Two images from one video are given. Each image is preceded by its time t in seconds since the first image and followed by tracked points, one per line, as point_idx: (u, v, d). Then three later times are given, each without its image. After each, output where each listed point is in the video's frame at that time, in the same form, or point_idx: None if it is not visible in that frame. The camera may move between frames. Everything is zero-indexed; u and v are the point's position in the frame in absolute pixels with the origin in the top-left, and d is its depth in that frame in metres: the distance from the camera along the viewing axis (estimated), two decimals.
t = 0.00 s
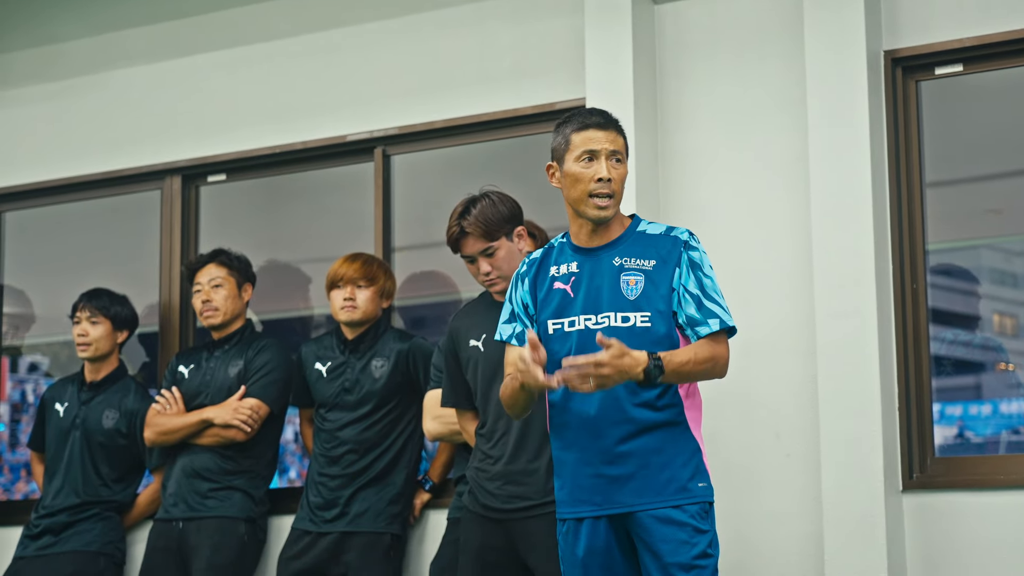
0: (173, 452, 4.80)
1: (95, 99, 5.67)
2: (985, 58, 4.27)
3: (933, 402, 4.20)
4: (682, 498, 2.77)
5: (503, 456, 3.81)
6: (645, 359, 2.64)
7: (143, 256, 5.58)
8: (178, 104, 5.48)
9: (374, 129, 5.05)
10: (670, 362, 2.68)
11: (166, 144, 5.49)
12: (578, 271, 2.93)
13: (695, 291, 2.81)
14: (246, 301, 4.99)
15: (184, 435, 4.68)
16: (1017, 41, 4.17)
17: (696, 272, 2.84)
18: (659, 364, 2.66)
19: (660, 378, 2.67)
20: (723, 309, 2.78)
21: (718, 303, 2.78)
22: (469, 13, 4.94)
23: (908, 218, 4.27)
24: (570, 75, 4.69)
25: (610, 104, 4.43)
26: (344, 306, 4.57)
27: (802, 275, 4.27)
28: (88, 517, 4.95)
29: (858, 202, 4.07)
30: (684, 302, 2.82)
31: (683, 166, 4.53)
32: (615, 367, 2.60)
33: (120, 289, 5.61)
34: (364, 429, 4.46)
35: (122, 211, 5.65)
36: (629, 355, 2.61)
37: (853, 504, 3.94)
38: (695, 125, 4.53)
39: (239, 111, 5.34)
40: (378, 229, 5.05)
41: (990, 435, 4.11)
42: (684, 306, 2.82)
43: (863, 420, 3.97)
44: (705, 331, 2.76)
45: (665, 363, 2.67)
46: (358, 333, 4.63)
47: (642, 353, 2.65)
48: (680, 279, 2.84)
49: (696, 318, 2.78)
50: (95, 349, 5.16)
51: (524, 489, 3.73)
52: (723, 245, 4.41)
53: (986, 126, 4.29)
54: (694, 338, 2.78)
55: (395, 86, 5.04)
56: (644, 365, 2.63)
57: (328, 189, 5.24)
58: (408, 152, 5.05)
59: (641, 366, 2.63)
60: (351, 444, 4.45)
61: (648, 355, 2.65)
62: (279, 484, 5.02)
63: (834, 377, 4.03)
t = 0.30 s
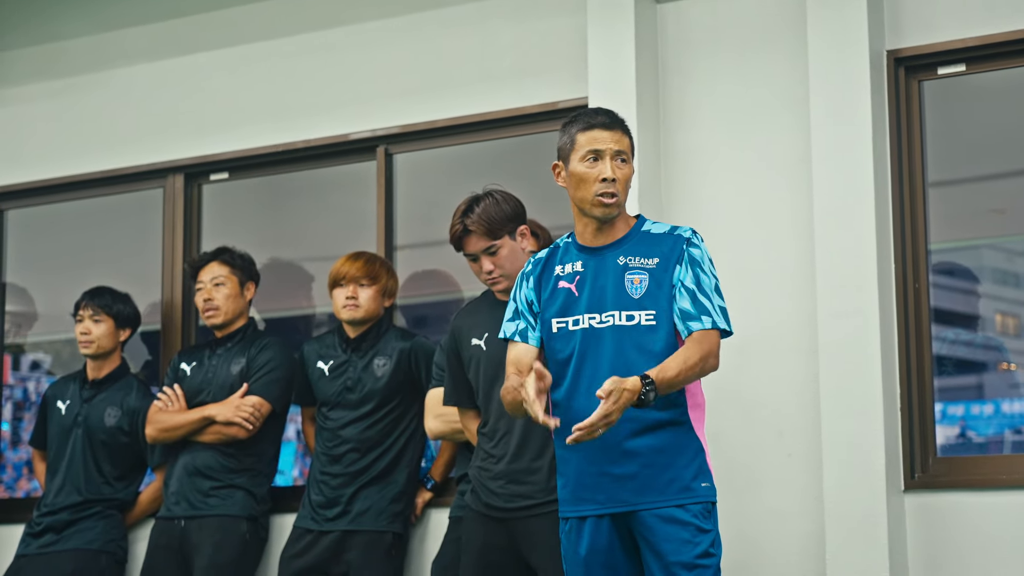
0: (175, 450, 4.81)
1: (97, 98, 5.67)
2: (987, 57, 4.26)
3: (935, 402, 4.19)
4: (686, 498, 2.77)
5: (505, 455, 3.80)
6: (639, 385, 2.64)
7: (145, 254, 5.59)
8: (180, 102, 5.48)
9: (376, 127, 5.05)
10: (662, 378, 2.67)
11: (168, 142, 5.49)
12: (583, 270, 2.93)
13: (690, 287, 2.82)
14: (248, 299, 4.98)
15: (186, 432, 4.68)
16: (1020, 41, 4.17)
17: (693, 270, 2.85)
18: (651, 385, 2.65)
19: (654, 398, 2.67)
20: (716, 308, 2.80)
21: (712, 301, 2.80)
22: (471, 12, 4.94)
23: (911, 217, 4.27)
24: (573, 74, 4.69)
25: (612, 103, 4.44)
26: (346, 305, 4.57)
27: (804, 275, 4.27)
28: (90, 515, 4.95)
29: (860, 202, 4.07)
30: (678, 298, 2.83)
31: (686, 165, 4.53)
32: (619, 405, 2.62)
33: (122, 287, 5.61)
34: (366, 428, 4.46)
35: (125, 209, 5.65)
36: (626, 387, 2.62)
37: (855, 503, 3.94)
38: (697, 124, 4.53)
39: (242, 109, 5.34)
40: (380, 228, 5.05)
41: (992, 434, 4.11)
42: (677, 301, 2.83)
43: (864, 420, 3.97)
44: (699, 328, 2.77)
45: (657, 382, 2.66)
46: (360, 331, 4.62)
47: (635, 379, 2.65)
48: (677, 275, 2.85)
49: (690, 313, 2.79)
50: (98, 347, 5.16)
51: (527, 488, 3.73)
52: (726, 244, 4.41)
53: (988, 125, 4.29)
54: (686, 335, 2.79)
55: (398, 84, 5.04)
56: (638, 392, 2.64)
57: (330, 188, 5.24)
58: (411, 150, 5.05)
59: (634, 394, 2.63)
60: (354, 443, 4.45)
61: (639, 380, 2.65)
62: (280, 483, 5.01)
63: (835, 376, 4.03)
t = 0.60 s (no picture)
0: (177, 449, 4.81)
1: (99, 97, 5.67)
2: (989, 57, 4.26)
3: (937, 401, 4.19)
4: (687, 498, 2.78)
5: (508, 454, 3.80)
6: (659, 391, 2.70)
7: (147, 253, 5.59)
8: (181, 101, 5.48)
9: (378, 127, 5.05)
10: (685, 383, 2.73)
11: (170, 141, 5.49)
12: (584, 269, 2.93)
13: (706, 291, 2.82)
14: (246, 300, 4.96)
15: (188, 431, 4.68)
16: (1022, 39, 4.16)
17: (704, 272, 2.85)
18: (674, 390, 2.71)
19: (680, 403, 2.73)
20: (735, 308, 2.80)
21: (731, 302, 2.80)
22: (472, 11, 4.94)
23: (913, 216, 4.27)
24: (574, 73, 4.69)
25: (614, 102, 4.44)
26: (348, 303, 4.57)
27: (806, 273, 4.27)
28: (92, 514, 4.95)
29: (862, 200, 4.07)
30: (696, 304, 2.83)
31: (687, 164, 4.53)
32: (631, 412, 2.69)
33: (123, 286, 5.61)
34: (367, 427, 4.46)
35: (126, 208, 5.65)
36: (639, 392, 2.69)
37: (857, 502, 3.94)
38: (699, 122, 4.53)
39: (243, 108, 5.34)
40: (382, 227, 5.06)
41: (994, 434, 4.11)
42: (696, 307, 2.83)
43: (866, 418, 3.97)
44: (722, 333, 2.79)
45: (680, 386, 2.72)
46: (362, 331, 4.62)
47: (655, 385, 2.71)
48: (690, 280, 2.85)
49: (711, 319, 2.80)
50: (100, 346, 5.16)
51: (530, 487, 3.73)
52: (728, 243, 4.41)
53: (991, 125, 4.28)
54: (711, 339, 2.81)
55: (399, 83, 5.04)
56: (660, 397, 2.70)
57: (332, 187, 5.24)
58: (412, 149, 5.05)
59: (655, 399, 2.70)
60: (355, 442, 4.45)
61: (660, 385, 2.71)
62: (281, 482, 5.02)
63: (837, 375, 4.03)
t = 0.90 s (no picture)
0: (178, 446, 4.81)
1: (101, 95, 5.67)
2: (991, 55, 4.26)
3: (939, 399, 4.19)
4: (688, 496, 2.78)
5: (510, 452, 3.80)
6: (674, 397, 2.74)
7: (149, 250, 5.59)
8: (183, 99, 5.49)
9: (380, 125, 5.05)
10: (697, 390, 2.77)
11: (172, 139, 5.49)
12: (587, 267, 2.93)
13: (715, 297, 2.84)
14: (247, 299, 4.95)
15: (189, 429, 4.69)
16: None
17: (710, 275, 2.86)
18: (688, 397, 2.75)
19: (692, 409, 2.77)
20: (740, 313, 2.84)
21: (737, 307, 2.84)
22: (474, 10, 4.94)
23: (914, 215, 4.27)
24: (577, 71, 4.69)
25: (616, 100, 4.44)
26: (350, 301, 4.58)
27: (807, 272, 4.27)
28: (93, 512, 4.96)
29: (863, 198, 4.07)
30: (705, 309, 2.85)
31: (689, 162, 4.53)
32: (646, 417, 2.72)
33: (125, 284, 5.62)
34: (369, 425, 4.47)
35: (128, 205, 5.66)
36: (656, 398, 2.73)
37: (858, 500, 3.94)
38: (701, 120, 4.53)
39: (246, 107, 5.34)
40: (384, 225, 5.06)
41: (996, 432, 4.10)
42: (704, 313, 2.85)
43: (868, 416, 3.97)
44: (728, 339, 2.83)
45: (693, 392, 2.76)
46: (364, 328, 4.62)
47: (669, 390, 2.75)
48: (697, 283, 2.86)
49: (718, 325, 2.83)
50: (102, 344, 5.17)
51: (532, 485, 3.74)
52: (729, 241, 4.41)
53: (993, 123, 4.28)
54: (716, 345, 2.85)
55: (401, 81, 5.04)
56: (674, 403, 2.74)
57: (334, 185, 5.25)
58: (415, 148, 5.05)
59: (671, 406, 2.73)
60: (357, 440, 4.45)
61: (676, 390, 2.75)
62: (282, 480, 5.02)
63: (839, 372, 4.03)
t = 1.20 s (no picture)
0: (180, 446, 4.81)
1: (102, 94, 5.67)
2: (993, 54, 4.25)
3: (941, 398, 4.19)
4: (691, 496, 2.78)
5: (514, 451, 3.80)
6: (669, 384, 2.74)
7: (150, 250, 5.59)
8: (185, 98, 5.49)
9: (381, 124, 5.06)
10: (693, 380, 2.76)
11: (174, 139, 5.49)
12: (590, 268, 2.93)
13: (715, 295, 2.84)
14: (249, 298, 4.95)
15: (191, 428, 4.68)
16: None
17: (711, 274, 2.86)
18: (684, 386, 2.75)
19: (688, 399, 2.76)
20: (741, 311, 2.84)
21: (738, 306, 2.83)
22: (475, 9, 4.94)
23: (916, 214, 4.27)
24: (578, 71, 4.69)
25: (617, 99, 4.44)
26: (352, 301, 4.57)
27: (810, 272, 4.27)
28: (96, 511, 4.96)
29: (864, 197, 4.07)
30: (705, 307, 2.84)
31: (690, 162, 4.53)
32: (642, 400, 2.71)
33: (126, 284, 5.62)
34: (371, 424, 4.47)
35: (130, 205, 5.66)
36: (651, 383, 2.72)
37: (860, 498, 3.94)
38: (702, 119, 4.53)
39: (247, 106, 5.34)
40: (386, 224, 5.06)
41: (998, 431, 4.10)
42: (704, 311, 2.85)
43: (870, 415, 3.97)
44: (728, 337, 2.82)
45: (689, 382, 2.76)
46: (366, 327, 4.62)
47: (664, 379, 2.75)
48: (698, 282, 2.86)
49: (719, 324, 2.82)
50: (103, 343, 5.17)
51: (535, 484, 3.74)
52: (731, 240, 4.41)
53: (995, 122, 4.28)
54: (717, 343, 2.84)
55: (402, 81, 5.04)
56: (669, 390, 2.73)
57: (336, 185, 5.25)
58: (416, 147, 5.05)
59: (666, 393, 2.73)
60: (359, 439, 4.46)
61: (671, 378, 2.75)
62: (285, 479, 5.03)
63: (842, 371, 4.03)
